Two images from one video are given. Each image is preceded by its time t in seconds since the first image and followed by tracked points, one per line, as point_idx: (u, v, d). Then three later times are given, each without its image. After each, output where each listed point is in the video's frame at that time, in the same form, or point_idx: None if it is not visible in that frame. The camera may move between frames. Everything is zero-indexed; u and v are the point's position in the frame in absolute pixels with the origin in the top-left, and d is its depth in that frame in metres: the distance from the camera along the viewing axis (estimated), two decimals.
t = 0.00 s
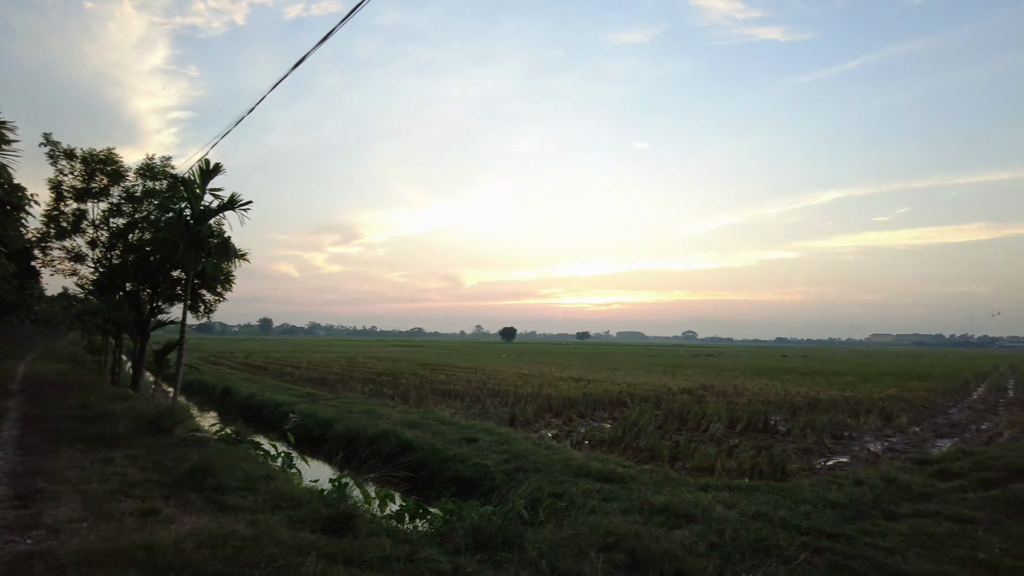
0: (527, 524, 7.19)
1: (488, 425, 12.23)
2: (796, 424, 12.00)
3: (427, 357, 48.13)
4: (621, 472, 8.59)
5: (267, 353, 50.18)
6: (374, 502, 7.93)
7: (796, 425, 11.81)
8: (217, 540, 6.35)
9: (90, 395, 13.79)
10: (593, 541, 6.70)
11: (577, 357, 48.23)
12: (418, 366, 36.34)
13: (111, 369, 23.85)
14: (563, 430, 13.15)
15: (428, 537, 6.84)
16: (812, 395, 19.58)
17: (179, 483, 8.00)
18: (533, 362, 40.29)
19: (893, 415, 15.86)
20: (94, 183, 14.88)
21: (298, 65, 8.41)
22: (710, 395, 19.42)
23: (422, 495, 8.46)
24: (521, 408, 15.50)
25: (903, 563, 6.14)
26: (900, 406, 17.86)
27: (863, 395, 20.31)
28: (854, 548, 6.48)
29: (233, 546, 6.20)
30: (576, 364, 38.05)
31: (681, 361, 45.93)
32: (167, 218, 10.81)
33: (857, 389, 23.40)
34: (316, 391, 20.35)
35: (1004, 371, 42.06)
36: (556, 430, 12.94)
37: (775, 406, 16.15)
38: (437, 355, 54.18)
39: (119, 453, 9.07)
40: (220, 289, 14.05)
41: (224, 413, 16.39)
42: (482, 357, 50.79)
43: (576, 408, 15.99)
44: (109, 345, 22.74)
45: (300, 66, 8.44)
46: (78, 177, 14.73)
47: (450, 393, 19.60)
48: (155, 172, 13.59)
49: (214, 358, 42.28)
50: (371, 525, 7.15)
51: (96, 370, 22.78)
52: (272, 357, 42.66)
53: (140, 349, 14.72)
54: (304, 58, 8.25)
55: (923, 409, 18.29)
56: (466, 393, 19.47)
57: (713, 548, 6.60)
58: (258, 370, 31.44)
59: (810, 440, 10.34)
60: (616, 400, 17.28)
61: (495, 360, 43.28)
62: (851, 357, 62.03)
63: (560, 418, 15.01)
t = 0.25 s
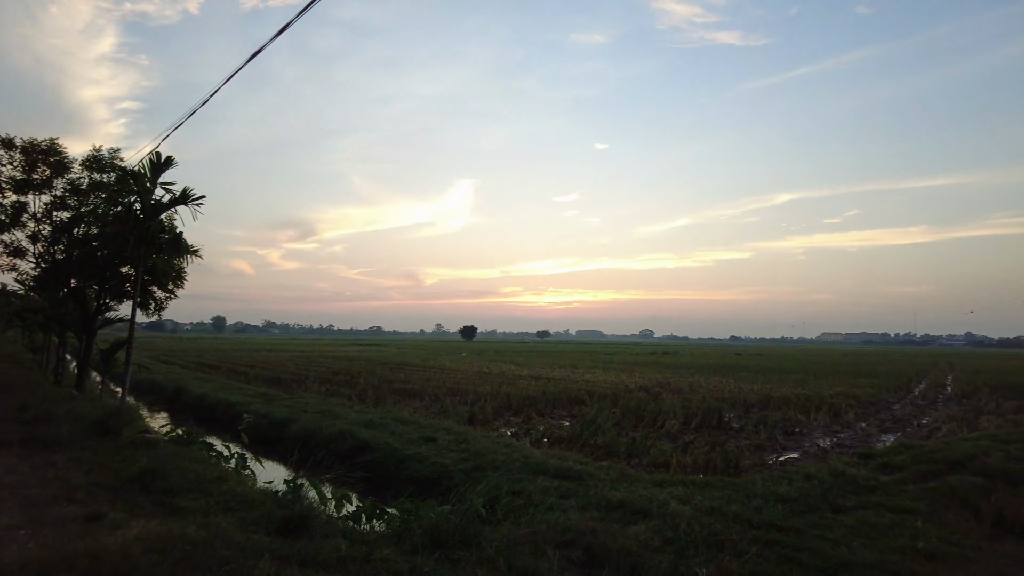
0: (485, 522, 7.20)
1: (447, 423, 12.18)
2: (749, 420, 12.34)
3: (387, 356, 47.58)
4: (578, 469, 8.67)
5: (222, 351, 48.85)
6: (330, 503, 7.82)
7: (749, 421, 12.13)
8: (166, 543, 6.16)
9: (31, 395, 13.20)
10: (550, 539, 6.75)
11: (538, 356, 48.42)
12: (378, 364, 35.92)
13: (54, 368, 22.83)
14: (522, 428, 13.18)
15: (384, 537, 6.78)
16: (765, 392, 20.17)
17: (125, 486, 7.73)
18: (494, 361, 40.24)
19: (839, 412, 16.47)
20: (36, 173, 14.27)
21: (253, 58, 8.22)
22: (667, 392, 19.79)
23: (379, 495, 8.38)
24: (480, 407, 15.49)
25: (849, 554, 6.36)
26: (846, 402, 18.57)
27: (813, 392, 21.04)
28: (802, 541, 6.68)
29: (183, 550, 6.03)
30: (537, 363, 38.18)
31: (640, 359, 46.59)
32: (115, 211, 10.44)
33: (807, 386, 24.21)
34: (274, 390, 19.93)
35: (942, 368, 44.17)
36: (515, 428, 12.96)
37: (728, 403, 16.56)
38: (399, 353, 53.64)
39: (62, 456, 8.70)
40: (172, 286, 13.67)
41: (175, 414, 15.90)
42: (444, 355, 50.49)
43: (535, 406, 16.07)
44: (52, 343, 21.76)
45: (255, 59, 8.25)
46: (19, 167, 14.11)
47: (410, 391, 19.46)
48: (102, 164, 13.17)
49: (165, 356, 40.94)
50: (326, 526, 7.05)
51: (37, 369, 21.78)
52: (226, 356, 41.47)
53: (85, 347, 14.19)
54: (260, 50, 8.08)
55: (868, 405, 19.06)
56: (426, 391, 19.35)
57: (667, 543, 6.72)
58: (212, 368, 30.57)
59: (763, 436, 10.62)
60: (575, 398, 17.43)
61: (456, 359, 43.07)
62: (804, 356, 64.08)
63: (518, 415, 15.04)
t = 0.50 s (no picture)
0: (443, 521, 7.18)
1: (406, 422, 12.10)
2: (703, 417, 12.63)
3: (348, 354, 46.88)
4: (536, 466, 8.73)
5: (177, 350, 47.39)
6: (285, 505, 7.69)
7: (704, 418, 12.41)
8: (111, 548, 5.95)
9: None
10: (508, 537, 6.78)
11: (500, 354, 48.46)
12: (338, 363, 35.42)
13: None
14: (481, 426, 13.20)
15: (341, 538, 6.71)
16: (720, 389, 20.69)
17: (68, 491, 7.44)
18: (456, 359, 40.08)
19: (790, 408, 17.02)
20: None
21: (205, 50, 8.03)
22: (626, 390, 20.09)
23: (335, 496, 8.27)
24: (439, 406, 15.43)
25: (798, 546, 6.56)
26: (796, 398, 19.21)
27: (766, 388, 21.69)
28: (754, 534, 6.86)
29: (130, 554, 5.84)
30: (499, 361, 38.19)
31: (601, 357, 47.08)
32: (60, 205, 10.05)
33: (760, 382, 24.92)
34: (230, 390, 19.45)
35: (887, 365, 46.10)
36: (474, 427, 12.98)
37: (684, 400, 16.92)
38: (360, 352, 52.93)
39: None
40: (120, 283, 13.23)
41: (123, 415, 15.35)
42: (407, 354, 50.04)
43: (495, 404, 16.10)
44: None
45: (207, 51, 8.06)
46: None
47: (370, 390, 19.27)
48: (45, 156, 12.66)
49: (115, 356, 39.48)
50: (281, 528, 6.94)
51: None
52: (179, 355, 40.19)
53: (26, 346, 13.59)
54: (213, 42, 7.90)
55: (817, 401, 19.77)
56: (387, 390, 19.19)
57: (623, 539, 6.81)
58: (164, 368, 29.61)
59: (716, 433, 10.87)
60: (535, 396, 17.53)
61: (417, 357, 42.75)
62: (760, 353, 65.88)
63: (478, 414, 15.06)
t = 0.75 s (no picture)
0: (395, 521, 7.14)
1: (359, 422, 11.96)
2: (655, 413, 12.91)
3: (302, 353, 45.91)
4: (490, 464, 8.76)
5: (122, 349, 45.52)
6: (232, 509, 7.50)
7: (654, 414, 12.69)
8: (44, 556, 5.68)
9: None
10: (461, 535, 6.79)
11: (457, 353, 48.28)
12: (291, 361, 34.68)
13: None
14: (435, 425, 13.17)
15: (290, 540, 6.59)
16: (672, 385, 21.18)
17: None
18: (411, 358, 39.72)
19: (738, 403, 17.56)
20: None
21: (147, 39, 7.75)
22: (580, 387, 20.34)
23: (285, 498, 8.12)
24: (393, 405, 15.29)
25: (745, 538, 6.76)
26: (744, 394, 19.83)
27: (715, 384, 22.32)
28: (703, 527, 7.03)
29: (66, 562, 5.59)
30: (455, 359, 38.01)
31: (557, 355, 47.47)
32: None
33: (711, 378, 25.63)
34: (177, 391, 18.81)
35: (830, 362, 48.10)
36: (428, 426, 12.94)
37: (637, 396, 17.24)
38: (316, 350, 51.96)
39: None
40: (56, 280, 12.63)
41: (60, 418, 14.66)
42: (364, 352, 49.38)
43: (449, 403, 16.06)
44: None
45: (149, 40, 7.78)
46: None
47: (324, 389, 18.95)
48: None
49: (52, 356, 37.63)
50: (228, 531, 6.77)
51: None
52: (122, 355, 38.58)
53: None
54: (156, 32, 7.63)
55: (763, 397, 20.46)
56: (341, 389, 18.91)
57: (576, 534, 6.89)
58: (105, 368, 28.38)
59: (667, 429, 11.13)
60: (490, 394, 17.57)
61: (372, 356, 42.24)
62: (713, 350, 67.68)
63: (432, 413, 15.00)
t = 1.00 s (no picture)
0: (348, 522, 7.07)
1: (311, 422, 11.77)
2: (608, 410, 13.13)
3: (253, 352, 44.78)
4: (445, 463, 8.75)
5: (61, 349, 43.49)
6: (177, 513, 7.29)
7: (608, 411, 12.90)
8: None
9: None
10: (414, 534, 6.76)
11: (414, 352, 47.92)
12: (242, 360, 33.79)
13: None
14: (389, 425, 13.08)
15: (239, 543, 6.45)
16: (626, 382, 21.57)
17: None
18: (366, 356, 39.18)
19: (688, 399, 18.02)
20: None
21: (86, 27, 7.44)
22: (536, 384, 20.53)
23: (233, 501, 7.94)
24: (346, 404, 15.09)
25: (694, 531, 6.94)
26: (694, 390, 20.38)
27: (667, 381, 22.82)
28: (654, 521, 7.18)
29: None
30: (410, 358, 37.73)
31: (514, 353, 47.65)
32: None
33: (663, 375, 26.22)
34: (119, 392, 18.09)
35: (777, 358, 49.82)
36: (382, 426, 12.84)
37: (591, 393, 17.48)
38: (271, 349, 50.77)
39: None
40: None
41: None
42: (319, 351, 48.48)
43: (404, 402, 15.96)
44: None
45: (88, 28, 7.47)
46: None
47: (277, 389, 18.56)
48: None
49: None
50: (173, 536, 6.58)
51: None
52: (60, 355, 36.77)
53: None
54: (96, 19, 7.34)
55: (713, 393, 21.06)
56: (294, 388, 18.56)
57: (529, 531, 6.95)
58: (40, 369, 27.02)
59: (619, 425, 11.36)
60: (446, 393, 17.54)
61: (326, 355, 41.56)
62: (671, 348, 69.25)
63: (386, 413, 14.88)
